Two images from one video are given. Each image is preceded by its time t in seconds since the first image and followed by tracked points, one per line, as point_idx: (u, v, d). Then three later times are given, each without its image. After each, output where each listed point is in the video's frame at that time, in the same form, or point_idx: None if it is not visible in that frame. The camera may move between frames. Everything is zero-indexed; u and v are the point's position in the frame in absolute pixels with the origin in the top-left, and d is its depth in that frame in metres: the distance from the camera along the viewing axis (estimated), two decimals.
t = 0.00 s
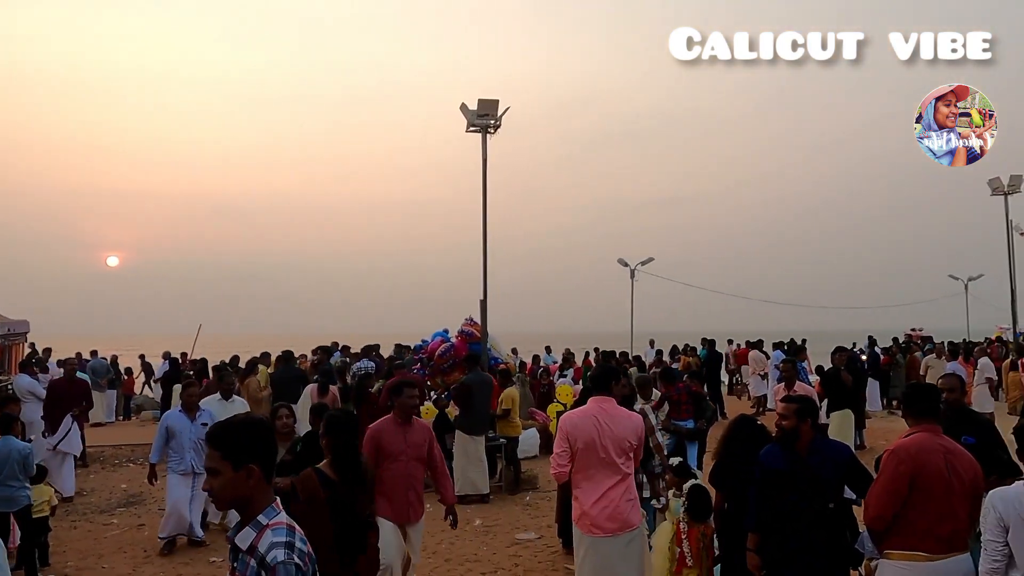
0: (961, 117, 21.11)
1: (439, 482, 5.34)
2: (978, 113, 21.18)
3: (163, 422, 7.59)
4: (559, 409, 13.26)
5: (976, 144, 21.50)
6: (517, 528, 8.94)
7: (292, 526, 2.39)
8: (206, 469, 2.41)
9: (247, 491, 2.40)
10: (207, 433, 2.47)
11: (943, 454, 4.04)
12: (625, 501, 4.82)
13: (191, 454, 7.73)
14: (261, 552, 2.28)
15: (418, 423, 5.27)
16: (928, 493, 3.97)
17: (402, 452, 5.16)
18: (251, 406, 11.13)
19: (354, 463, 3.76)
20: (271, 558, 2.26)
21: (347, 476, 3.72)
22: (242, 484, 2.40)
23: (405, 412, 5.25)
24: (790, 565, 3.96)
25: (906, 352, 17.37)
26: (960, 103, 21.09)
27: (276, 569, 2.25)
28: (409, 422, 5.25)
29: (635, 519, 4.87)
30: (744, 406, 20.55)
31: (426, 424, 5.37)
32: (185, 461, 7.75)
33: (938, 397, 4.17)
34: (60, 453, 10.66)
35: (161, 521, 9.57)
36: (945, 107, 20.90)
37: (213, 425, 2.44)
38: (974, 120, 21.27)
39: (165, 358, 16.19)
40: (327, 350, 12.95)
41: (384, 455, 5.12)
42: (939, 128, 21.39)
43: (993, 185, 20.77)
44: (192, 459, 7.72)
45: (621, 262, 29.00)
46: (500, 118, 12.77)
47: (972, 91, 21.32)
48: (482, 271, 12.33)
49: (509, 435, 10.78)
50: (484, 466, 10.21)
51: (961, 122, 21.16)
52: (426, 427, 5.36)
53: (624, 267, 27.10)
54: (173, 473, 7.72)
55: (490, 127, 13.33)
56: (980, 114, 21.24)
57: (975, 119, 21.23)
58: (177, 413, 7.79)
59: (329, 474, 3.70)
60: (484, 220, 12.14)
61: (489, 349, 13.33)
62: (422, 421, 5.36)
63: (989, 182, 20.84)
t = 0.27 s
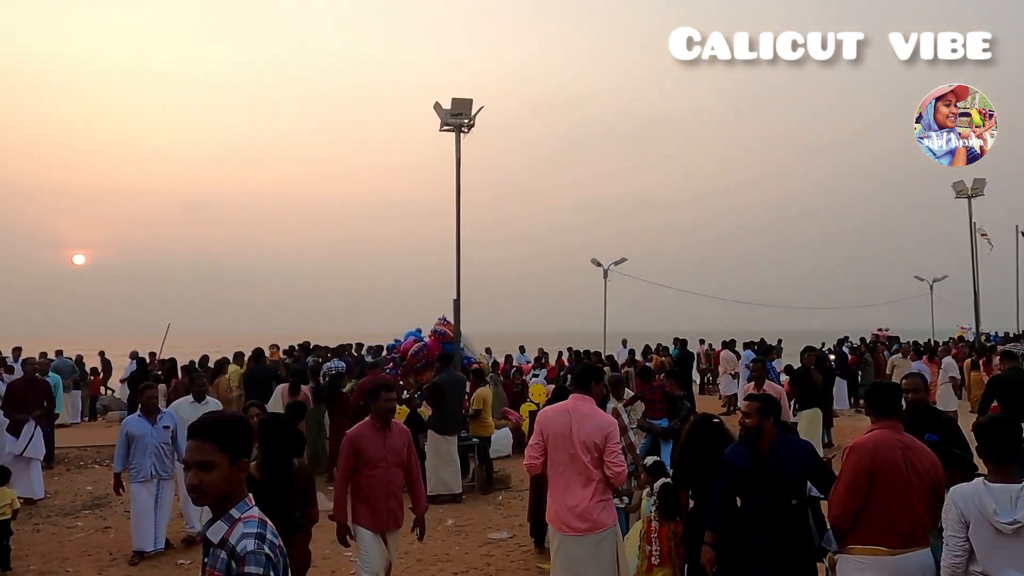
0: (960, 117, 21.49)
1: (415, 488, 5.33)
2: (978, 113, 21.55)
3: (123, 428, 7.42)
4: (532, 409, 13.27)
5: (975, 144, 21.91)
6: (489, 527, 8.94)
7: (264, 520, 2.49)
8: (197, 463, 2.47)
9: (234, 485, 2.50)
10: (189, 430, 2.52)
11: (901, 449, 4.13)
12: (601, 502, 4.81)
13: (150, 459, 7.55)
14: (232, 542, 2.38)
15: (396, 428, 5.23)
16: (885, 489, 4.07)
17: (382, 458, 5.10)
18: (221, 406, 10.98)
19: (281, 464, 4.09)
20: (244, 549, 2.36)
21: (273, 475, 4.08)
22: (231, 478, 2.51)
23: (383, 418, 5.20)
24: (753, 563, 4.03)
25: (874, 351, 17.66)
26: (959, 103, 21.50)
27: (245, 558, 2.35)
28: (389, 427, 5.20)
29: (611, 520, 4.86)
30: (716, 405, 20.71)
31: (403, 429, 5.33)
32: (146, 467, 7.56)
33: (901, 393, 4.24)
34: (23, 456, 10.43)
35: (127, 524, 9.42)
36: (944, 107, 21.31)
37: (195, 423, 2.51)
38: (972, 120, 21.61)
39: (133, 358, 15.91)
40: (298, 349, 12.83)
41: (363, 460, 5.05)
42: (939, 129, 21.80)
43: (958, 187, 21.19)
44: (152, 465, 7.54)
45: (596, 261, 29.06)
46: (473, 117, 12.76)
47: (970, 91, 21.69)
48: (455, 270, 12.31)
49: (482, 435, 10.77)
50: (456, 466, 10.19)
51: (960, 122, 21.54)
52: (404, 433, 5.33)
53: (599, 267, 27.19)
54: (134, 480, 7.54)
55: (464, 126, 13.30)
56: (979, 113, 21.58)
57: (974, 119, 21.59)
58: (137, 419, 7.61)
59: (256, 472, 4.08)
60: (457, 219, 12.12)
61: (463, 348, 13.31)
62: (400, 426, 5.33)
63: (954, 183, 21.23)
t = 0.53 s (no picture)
0: (961, 117, 21.98)
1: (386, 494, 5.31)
2: (978, 113, 21.96)
3: (85, 429, 7.25)
4: (506, 409, 13.26)
5: (977, 144, 22.41)
6: (462, 527, 8.93)
7: (237, 518, 2.74)
8: (184, 465, 2.70)
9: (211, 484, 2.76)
10: (172, 432, 2.74)
11: (862, 445, 4.23)
12: (577, 502, 4.83)
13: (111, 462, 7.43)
14: (218, 538, 2.61)
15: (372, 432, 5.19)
16: (849, 486, 4.15)
17: (360, 465, 5.05)
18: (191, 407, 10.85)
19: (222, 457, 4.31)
20: (228, 545, 2.60)
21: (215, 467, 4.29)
22: (213, 478, 2.77)
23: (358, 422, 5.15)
24: (730, 564, 4.09)
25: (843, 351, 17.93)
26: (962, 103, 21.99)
27: (231, 553, 2.60)
28: (365, 433, 5.16)
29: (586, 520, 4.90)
30: (689, 405, 20.85)
31: (379, 433, 5.29)
32: (107, 470, 7.44)
33: (861, 391, 4.35)
34: None
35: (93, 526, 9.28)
36: (944, 107, 21.84)
37: (182, 426, 2.75)
38: (973, 119, 22.01)
39: (100, 358, 15.64)
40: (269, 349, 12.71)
41: (339, 467, 4.98)
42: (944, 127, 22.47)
43: (924, 190, 21.57)
44: (114, 469, 7.42)
45: (568, 262, 29.46)
46: (448, 116, 12.73)
47: (974, 93, 22.29)
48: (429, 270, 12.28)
49: (455, 435, 10.75)
50: (429, 465, 10.17)
51: (961, 121, 22.01)
52: (379, 440, 5.31)
53: (574, 266, 27.31)
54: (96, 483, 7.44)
55: (439, 125, 13.27)
56: (978, 113, 22.01)
57: (974, 119, 22.01)
58: (100, 419, 7.46)
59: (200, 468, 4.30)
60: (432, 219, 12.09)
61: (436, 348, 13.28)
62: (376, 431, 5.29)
63: (920, 186, 21.62)
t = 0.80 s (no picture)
0: (965, 118, 22.75)
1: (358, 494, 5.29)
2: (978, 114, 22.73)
3: (54, 434, 7.11)
4: (479, 408, 13.27)
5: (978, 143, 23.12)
6: (434, 527, 8.93)
7: (201, 520, 2.72)
8: (151, 468, 2.67)
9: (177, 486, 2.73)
10: (137, 434, 2.71)
11: (825, 443, 4.30)
12: (546, 502, 4.86)
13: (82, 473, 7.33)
14: (179, 541, 2.59)
15: (344, 432, 5.14)
16: (813, 485, 4.22)
17: (332, 465, 5.00)
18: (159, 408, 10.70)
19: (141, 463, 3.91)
20: (194, 547, 2.59)
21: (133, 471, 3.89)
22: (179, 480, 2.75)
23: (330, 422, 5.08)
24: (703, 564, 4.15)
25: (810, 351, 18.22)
26: (960, 103, 22.69)
27: (196, 554, 2.58)
28: (337, 433, 5.11)
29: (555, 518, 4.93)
30: (660, 404, 21.03)
31: (350, 433, 5.24)
32: (72, 479, 7.34)
33: (825, 389, 4.43)
34: None
35: (57, 529, 9.12)
36: (945, 107, 22.60)
37: (147, 426, 2.72)
38: (975, 120, 22.71)
39: (65, 358, 15.35)
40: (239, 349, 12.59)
41: (311, 468, 4.93)
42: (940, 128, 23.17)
43: (890, 192, 21.97)
44: (80, 477, 7.31)
45: (542, 262, 29.87)
46: (421, 115, 12.71)
47: (973, 92, 22.97)
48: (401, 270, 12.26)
49: (427, 435, 10.72)
50: (400, 465, 10.14)
51: (964, 123, 22.77)
52: (349, 439, 5.27)
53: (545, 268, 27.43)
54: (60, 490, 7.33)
55: (412, 124, 13.23)
56: (980, 114, 22.64)
57: (976, 120, 22.68)
58: (73, 424, 7.30)
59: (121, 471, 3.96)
60: (404, 218, 12.07)
61: (408, 348, 13.25)
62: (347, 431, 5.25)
63: (887, 188, 22.03)
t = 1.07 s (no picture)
0: (962, 118, 23.16)
1: (334, 497, 5.17)
2: (977, 113, 23.04)
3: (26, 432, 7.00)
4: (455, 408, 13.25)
5: (975, 143, 23.28)
6: (408, 527, 8.90)
7: (166, 520, 2.68)
8: (117, 469, 2.63)
9: (142, 487, 2.69)
10: (100, 433, 2.67)
11: (793, 442, 4.35)
12: (514, 500, 4.89)
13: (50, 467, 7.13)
14: (144, 542, 2.55)
15: (324, 435, 5.00)
16: (781, 484, 4.27)
17: (310, 468, 4.87)
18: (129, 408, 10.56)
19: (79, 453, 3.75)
20: (161, 548, 2.55)
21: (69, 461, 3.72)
22: (145, 481, 2.71)
23: (310, 424, 4.95)
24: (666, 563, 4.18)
25: (782, 350, 18.44)
26: (962, 103, 23.27)
27: (162, 554, 2.55)
28: (315, 434, 4.98)
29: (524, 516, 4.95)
30: (636, 403, 21.16)
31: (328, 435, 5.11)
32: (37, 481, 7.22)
33: (794, 389, 4.47)
34: None
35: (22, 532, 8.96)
36: (946, 107, 23.28)
37: (113, 426, 2.68)
38: (973, 120, 22.96)
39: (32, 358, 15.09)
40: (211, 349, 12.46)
41: (290, 470, 4.78)
42: (941, 128, 23.60)
43: (862, 194, 22.27)
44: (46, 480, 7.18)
45: (519, 261, 29.96)
46: (396, 113, 12.65)
47: (975, 93, 23.42)
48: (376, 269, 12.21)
49: (402, 435, 10.68)
50: (374, 465, 10.10)
51: (960, 123, 23.11)
52: (328, 441, 5.13)
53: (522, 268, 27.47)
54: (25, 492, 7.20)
55: (387, 122, 13.16)
56: (977, 115, 22.86)
57: (974, 119, 22.97)
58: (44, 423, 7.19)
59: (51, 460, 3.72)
60: (380, 218, 12.03)
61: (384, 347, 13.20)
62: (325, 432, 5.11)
63: (858, 189, 22.35)
